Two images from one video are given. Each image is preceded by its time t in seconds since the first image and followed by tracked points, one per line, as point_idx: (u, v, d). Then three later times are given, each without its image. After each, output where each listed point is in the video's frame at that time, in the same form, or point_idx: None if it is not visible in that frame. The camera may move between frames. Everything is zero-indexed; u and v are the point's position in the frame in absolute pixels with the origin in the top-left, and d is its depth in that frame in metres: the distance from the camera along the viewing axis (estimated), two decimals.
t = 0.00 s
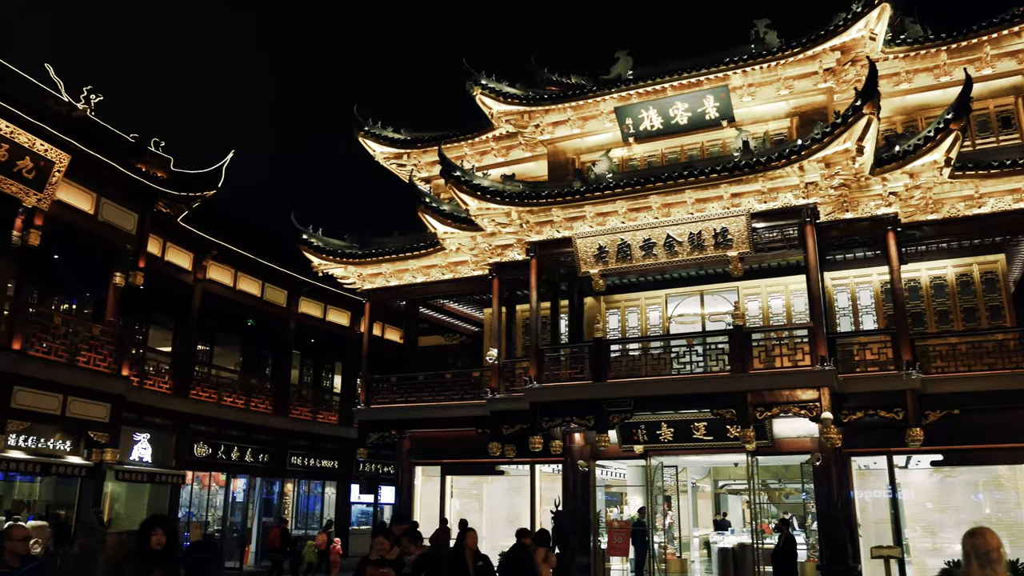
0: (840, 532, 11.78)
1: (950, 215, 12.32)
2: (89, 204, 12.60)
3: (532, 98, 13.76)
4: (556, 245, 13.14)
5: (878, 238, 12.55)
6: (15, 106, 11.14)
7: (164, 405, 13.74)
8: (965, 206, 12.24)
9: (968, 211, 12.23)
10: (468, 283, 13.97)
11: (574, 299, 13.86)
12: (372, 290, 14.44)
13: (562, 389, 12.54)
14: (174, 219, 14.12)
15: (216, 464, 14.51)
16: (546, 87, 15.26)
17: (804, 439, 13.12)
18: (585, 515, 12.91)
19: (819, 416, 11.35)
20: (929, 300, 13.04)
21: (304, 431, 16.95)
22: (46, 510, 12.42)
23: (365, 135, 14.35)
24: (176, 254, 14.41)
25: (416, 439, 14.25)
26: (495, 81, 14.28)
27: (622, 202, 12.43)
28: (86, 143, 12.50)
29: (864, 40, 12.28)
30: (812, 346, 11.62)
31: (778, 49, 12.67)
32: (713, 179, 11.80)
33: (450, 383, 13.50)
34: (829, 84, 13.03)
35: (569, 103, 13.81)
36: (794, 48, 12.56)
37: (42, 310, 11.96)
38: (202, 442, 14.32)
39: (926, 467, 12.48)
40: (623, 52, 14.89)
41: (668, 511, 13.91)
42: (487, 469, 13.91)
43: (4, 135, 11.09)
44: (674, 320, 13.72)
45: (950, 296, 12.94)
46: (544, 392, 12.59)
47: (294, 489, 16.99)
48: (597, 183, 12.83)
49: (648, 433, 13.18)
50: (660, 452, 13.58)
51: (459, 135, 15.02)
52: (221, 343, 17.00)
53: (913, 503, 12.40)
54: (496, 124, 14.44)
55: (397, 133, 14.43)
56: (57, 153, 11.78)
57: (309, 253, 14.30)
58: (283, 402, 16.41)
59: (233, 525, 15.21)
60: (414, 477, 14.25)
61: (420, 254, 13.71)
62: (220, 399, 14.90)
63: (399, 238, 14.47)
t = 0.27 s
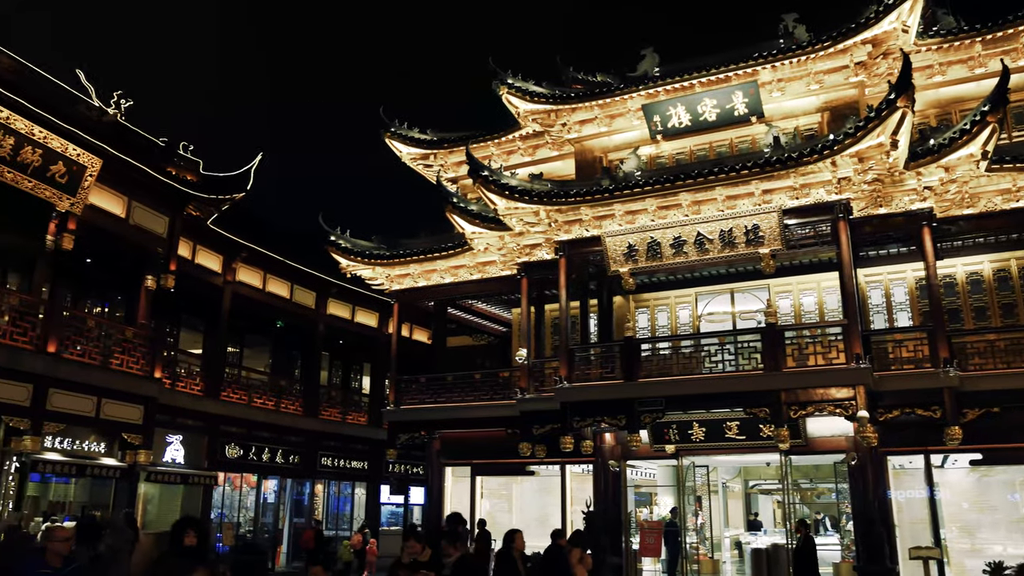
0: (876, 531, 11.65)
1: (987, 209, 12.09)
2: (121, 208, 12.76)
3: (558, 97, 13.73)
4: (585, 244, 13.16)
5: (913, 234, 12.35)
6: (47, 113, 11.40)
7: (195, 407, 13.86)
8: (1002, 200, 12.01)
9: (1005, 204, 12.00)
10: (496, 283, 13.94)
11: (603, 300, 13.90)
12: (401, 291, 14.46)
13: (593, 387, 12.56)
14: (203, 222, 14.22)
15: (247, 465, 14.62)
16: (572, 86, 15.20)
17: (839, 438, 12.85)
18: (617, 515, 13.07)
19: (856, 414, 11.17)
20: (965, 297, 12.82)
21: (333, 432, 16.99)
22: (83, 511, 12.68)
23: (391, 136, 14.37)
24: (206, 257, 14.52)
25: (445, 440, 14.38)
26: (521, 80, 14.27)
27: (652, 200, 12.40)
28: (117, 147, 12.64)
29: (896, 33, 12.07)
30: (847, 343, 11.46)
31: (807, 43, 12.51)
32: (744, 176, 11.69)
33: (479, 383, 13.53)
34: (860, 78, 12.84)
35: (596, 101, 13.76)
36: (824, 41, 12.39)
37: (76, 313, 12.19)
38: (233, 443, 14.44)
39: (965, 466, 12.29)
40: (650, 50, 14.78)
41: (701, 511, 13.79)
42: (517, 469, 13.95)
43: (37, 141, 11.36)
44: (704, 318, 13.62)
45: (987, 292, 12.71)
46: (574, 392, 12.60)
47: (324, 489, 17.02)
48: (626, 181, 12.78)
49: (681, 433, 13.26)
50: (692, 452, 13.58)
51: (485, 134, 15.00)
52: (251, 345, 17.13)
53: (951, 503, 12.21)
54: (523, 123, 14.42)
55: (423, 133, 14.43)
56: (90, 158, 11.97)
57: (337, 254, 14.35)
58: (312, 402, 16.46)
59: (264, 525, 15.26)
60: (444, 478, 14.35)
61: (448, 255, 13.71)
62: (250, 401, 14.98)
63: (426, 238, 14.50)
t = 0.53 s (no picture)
0: (921, 531, 11.38)
1: None
2: (159, 211, 12.94)
3: (591, 95, 13.75)
4: (620, 242, 13.20)
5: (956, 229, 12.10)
6: (88, 119, 11.63)
7: (232, 408, 14.00)
8: None
9: None
10: (531, 283, 13.96)
11: (638, 298, 13.99)
12: (435, 291, 14.44)
13: (630, 386, 12.59)
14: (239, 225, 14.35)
15: (284, 466, 14.77)
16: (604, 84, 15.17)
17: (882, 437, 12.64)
18: (655, 514, 13.07)
19: (900, 413, 10.97)
20: (1011, 292, 12.55)
21: (369, 433, 16.94)
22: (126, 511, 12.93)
23: (424, 137, 14.44)
24: (243, 260, 14.67)
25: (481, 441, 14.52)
26: (553, 79, 14.32)
27: (688, 197, 12.32)
28: (155, 151, 12.80)
29: (937, 24, 11.83)
30: (889, 340, 11.26)
31: (844, 37, 12.34)
32: (782, 172, 11.56)
33: (515, 384, 13.68)
34: (899, 71, 12.63)
35: (630, 99, 13.75)
36: (862, 34, 12.19)
37: (116, 317, 12.48)
38: (270, 444, 14.62)
39: (1013, 465, 11.97)
40: (682, 47, 14.69)
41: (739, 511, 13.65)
42: (554, 469, 14.06)
43: (78, 146, 11.59)
44: (741, 316, 13.53)
45: None
46: (612, 391, 12.65)
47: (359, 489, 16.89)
48: (661, 178, 12.71)
49: (719, 432, 13.20)
50: (731, 451, 13.40)
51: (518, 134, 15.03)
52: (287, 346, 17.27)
53: (999, 503, 11.92)
54: (556, 122, 14.47)
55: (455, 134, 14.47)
56: (129, 162, 12.16)
57: (371, 256, 14.29)
58: (347, 403, 16.48)
59: (301, 526, 15.34)
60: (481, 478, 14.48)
61: (482, 256, 13.73)
62: (287, 402, 15.08)
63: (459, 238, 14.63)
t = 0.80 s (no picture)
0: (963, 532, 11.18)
1: None
2: (192, 214, 13.08)
3: (619, 93, 13.76)
4: (652, 240, 13.15)
5: (995, 222, 11.86)
6: (122, 123, 11.87)
7: (265, 409, 14.11)
8: None
9: None
10: (561, 282, 13.99)
11: (670, 296, 13.95)
12: (465, 292, 14.48)
13: (664, 386, 12.51)
14: (270, 227, 14.45)
15: (316, 467, 14.83)
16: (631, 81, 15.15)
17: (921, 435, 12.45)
18: (689, 514, 13.01)
19: (940, 410, 10.82)
20: None
21: (400, 434, 16.92)
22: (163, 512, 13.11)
23: (452, 138, 14.48)
24: (274, 262, 14.79)
25: (513, 440, 14.47)
26: (581, 78, 14.38)
27: (720, 194, 12.23)
28: (188, 155, 12.95)
29: (973, 14, 11.63)
30: (928, 337, 11.09)
31: (877, 29, 12.18)
32: (816, 166, 11.43)
33: (546, 383, 13.71)
34: (933, 63, 12.43)
35: (659, 96, 13.72)
36: (895, 27, 12.03)
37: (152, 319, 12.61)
38: (302, 446, 14.71)
39: None
40: (710, 43, 14.63)
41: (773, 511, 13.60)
42: (586, 469, 14.14)
43: (113, 151, 11.82)
44: (774, 314, 13.57)
45: None
46: (645, 390, 12.58)
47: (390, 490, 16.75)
48: (692, 175, 12.64)
49: (754, 432, 12.97)
50: (765, 449, 13.44)
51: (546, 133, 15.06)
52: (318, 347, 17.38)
53: None
54: (584, 121, 14.50)
55: (483, 134, 14.50)
56: (162, 166, 12.34)
57: (401, 256, 14.33)
58: (379, 404, 16.47)
59: (334, 527, 15.39)
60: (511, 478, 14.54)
61: (512, 255, 13.86)
62: (318, 403, 15.19)
63: (488, 239, 14.71)
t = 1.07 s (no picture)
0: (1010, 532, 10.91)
1: None
2: (227, 218, 13.19)
3: (650, 90, 13.77)
4: (686, 237, 13.12)
5: None
6: (158, 129, 12.08)
7: (301, 411, 14.23)
8: None
9: None
10: (594, 282, 14.12)
11: (704, 294, 13.85)
12: (497, 292, 14.66)
13: (700, 385, 12.42)
14: (304, 230, 14.53)
15: (352, 468, 14.90)
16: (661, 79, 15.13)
17: (965, 433, 12.18)
18: (727, 513, 12.87)
19: (985, 406, 10.65)
20: None
21: (435, 435, 17.00)
22: (202, 514, 13.27)
23: (482, 138, 14.53)
24: (308, 264, 14.90)
25: (548, 440, 14.48)
26: (612, 75, 14.43)
27: (754, 190, 12.13)
28: (222, 160, 13.09)
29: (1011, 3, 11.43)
30: (971, 333, 10.88)
31: (912, 20, 12.01)
32: (852, 161, 11.29)
33: (580, 382, 13.79)
34: (971, 53, 12.22)
35: (690, 92, 13.67)
36: (931, 17, 11.84)
37: (190, 322, 12.80)
38: (338, 447, 14.81)
39: None
40: (741, 38, 14.56)
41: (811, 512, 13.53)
42: (621, 470, 14.25)
43: (149, 156, 12.03)
44: (809, 311, 13.47)
45: None
46: (681, 389, 12.51)
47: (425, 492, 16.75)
48: (725, 172, 12.58)
49: (792, 431, 12.88)
50: (803, 448, 13.17)
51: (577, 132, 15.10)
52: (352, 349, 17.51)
53: None
54: (615, 119, 14.56)
55: (513, 134, 14.53)
56: (197, 171, 12.49)
57: (433, 257, 14.32)
58: (412, 406, 16.60)
59: (370, 528, 15.38)
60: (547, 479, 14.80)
61: (544, 255, 14.02)
62: (353, 405, 15.31)
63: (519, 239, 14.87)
